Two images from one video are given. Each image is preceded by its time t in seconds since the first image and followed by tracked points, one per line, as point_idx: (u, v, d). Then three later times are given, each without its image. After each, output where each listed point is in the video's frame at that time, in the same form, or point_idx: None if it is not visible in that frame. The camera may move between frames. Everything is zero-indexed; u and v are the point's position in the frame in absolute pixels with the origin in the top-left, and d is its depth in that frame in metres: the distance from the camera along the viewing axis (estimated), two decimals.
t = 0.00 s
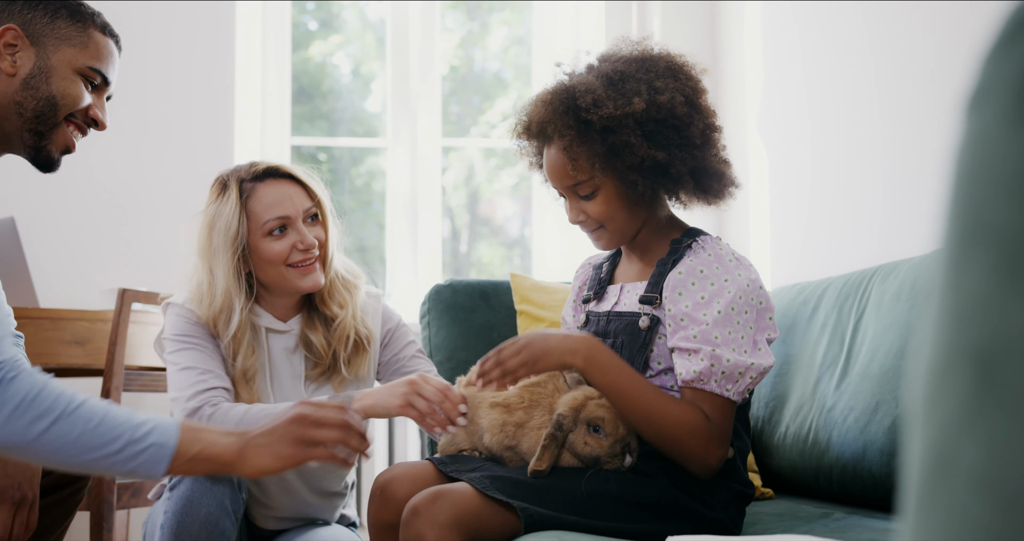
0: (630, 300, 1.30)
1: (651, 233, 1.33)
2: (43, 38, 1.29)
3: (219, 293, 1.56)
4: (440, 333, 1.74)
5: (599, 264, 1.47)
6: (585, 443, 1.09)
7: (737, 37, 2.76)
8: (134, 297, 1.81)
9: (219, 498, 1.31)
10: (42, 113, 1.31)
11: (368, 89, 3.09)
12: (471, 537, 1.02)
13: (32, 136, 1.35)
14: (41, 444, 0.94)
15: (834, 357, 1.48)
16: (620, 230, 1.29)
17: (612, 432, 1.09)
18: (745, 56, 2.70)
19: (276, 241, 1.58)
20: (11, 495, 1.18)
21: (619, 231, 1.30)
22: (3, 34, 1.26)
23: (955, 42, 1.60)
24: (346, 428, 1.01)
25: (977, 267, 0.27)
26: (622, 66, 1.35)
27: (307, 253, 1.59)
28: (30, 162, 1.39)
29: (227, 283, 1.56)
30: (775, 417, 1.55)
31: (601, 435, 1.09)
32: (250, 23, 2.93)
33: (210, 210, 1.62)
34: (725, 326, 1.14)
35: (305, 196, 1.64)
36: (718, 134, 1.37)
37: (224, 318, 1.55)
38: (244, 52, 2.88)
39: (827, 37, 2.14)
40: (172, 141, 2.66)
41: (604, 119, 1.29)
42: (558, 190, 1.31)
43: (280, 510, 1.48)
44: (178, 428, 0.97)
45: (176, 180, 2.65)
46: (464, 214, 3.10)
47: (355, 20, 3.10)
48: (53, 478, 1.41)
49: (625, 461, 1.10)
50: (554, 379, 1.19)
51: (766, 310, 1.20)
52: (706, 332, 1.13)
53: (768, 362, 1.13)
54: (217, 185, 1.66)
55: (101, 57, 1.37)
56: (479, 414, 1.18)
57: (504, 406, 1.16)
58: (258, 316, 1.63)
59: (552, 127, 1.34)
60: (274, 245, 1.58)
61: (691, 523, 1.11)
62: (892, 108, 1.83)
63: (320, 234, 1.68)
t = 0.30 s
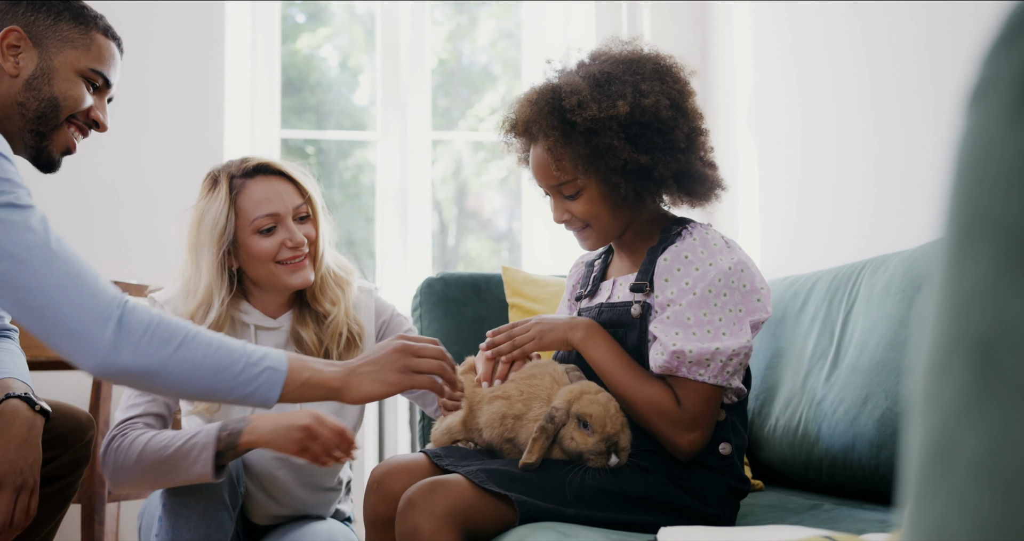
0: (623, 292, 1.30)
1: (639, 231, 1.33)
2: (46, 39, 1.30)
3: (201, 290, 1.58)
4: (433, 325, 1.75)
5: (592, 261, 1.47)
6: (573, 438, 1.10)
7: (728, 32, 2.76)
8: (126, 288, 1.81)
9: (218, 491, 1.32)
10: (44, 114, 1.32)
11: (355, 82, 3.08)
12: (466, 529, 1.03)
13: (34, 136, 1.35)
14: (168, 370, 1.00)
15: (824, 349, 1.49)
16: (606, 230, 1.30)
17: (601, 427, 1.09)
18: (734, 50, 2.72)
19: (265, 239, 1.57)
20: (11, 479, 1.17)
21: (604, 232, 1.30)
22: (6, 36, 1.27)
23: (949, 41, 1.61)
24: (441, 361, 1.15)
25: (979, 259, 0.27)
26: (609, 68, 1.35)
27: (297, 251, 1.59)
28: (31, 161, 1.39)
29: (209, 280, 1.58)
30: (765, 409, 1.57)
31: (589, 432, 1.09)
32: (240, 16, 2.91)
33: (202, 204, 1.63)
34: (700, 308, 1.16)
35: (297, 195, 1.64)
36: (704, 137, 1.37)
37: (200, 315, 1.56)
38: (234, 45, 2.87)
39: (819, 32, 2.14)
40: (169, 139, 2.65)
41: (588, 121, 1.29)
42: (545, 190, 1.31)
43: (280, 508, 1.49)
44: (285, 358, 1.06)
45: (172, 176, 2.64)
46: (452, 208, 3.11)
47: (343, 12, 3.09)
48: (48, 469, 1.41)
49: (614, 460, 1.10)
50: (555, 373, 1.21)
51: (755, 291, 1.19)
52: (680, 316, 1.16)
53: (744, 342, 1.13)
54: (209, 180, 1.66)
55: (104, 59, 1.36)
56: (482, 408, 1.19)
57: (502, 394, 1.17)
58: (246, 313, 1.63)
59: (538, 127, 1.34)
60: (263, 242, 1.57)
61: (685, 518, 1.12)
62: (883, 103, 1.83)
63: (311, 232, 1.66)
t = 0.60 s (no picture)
0: (618, 294, 1.31)
1: (630, 235, 1.33)
2: (51, 45, 1.32)
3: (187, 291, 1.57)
4: (425, 321, 1.75)
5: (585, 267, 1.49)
6: (570, 439, 1.10)
7: (716, 28, 2.78)
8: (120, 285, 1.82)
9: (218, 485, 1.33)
10: (49, 118, 1.33)
11: (343, 77, 3.08)
12: (459, 519, 1.03)
13: (39, 141, 1.36)
14: (231, 336, 1.02)
15: (814, 342, 1.50)
16: (596, 238, 1.31)
17: (599, 431, 1.08)
18: (724, 45, 2.73)
19: (250, 244, 1.57)
20: (15, 473, 1.18)
21: (595, 240, 1.31)
22: (12, 42, 1.30)
23: (939, 39, 1.63)
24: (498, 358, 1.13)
25: (974, 253, 0.28)
26: (592, 78, 1.36)
27: (283, 256, 1.59)
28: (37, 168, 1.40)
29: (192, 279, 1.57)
30: (755, 402, 1.58)
31: (587, 435, 1.09)
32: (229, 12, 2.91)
33: (185, 211, 1.62)
34: (685, 301, 1.16)
35: (282, 200, 1.63)
36: (687, 144, 1.37)
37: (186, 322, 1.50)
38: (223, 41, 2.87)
39: (810, 29, 2.15)
40: (165, 136, 2.65)
41: (575, 131, 1.30)
42: (532, 200, 1.33)
43: (282, 506, 1.50)
44: (341, 337, 1.08)
45: (168, 173, 2.63)
46: (441, 203, 3.11)
47: (331, 7, 3.08)
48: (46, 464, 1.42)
49: (608, 468, 1.09)
50: (553, 363, 1.20)
51: (743, 283, 1.19)
52: (664, 308, 1.16)
53: (729, 331, 1.13)
54: (193, 186, 1.65)
55: (107, 65, 1.38)
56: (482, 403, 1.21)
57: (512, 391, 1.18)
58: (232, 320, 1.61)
59: (523, 140, 1.35)
60: (249, 249, 1.57)
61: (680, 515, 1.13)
62: (874, 99, 1.84)
63: (297, 236, 1.65)
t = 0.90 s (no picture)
0: (619, 294, 1.32)
1: (625, 236, 1.33)
2: (63, 54, 1.34)
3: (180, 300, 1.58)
4: (423, 317, 1.75)
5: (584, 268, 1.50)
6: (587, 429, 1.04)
7: (713, 25, 2.78)
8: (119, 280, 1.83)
9: (216, 481, 1.33)
10: (61, 127, 1.35)
11: (339, 72, 3.08)
12: (458, 518, 1.04)
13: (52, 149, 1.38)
14: (271, 330, 1.11)
15: (810, 338, 1.51)
16: (593, 246, 1.32)
17: (618, 422, 1.03)
18: (720, 40, 2.74)
19: (242, 249, 1.58)
20: (19, 460, 1.18)
21: (592, 247, 1.32)
22: (25, 51, 1.32)
23: (933, 36, 1.64)
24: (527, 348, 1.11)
25: (968, 255, 0.29)
26: (574, 86, 1.35)
27: (275, 259, 1.59)
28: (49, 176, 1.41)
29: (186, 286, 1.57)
30: (752, 397, 1.59)
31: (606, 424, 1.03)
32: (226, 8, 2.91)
33: (174, 217, 1.61)
34: (685, 299, 1.17)
35: (270, 202, 1.63)
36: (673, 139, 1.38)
37: (181, 335, 1.46)
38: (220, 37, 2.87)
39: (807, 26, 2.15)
40: (163, 133, 2.65)
41: (564, 142, 1.29)
42: (525, 213, 1.33)
43: (281, 502, 1.50)
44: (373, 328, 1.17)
45: (166, 171, 2.63)
46: (437, 199, 3.11)
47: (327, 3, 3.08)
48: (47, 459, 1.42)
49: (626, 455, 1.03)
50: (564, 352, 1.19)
51: (742, 279, 1.20)
52: (665, 307, 1.17)
53: (729, 328, 1.13)
54: (181, 191, 1.65)
55: (119, 74, 1.40)
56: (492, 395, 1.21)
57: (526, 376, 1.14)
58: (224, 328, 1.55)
59: (512, 154, 1.34)
60: (238, 254, 1.57)
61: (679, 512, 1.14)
62: (870, 95, 1.85)
63: (287, 239, 1.65)
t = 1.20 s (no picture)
0: (607, 292, 1.32)
1: (621, 231, 1.34)
2: (68, 62, 1.34)
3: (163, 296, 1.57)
4: (413, 312, 1.76)
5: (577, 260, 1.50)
6: (598, 434, 1.06)
7: (701, 22, 2.79)
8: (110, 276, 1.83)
9: (199, 476, 1.33)
10: (64, 133, 1.35)
11: (327, 68, 3.07)
12: (449, 510, 1.05)
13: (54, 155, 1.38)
14: (286, 336, 1.14)
15: (798, 333, 1.52)
16: (593, 242, 1.31)
17: (629, 428, 1.05)
18: (708, 36, 2.75)
19: (221, 246, 1.58)
20: (15, 456, 1.18)
21: (592, 243, 1.32)
22: (30, 58, 1.33)
23: (916, 29, 1.65)
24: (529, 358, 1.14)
25: (954, 250, 0.30)
26: (564, 83, 1.35)
27: (255, 255, 1.59)
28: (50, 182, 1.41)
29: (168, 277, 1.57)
30: (740, 392, 1.60)
31: (616, 430, 1.05)
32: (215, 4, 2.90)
33: (155, 215, 1.61)
34: (678, 301, 1.18)
35: (250, 200, 1.63)
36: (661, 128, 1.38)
37: (161, 333, 1.45)
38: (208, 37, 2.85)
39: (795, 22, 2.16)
40: (154, 129, 2.64)
41: (567, 137, 1.28)
42: (524, 215, 1.31)
43: (269, 496, 1.50)
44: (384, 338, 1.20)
45: (156, 170, 2.62)
46: (425, 195, 3.11)
47: None
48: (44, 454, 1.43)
49: (637, 462, 1.05)
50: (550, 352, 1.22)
51: (733, 279, 1.21)
52: (658, 310, 1.18)
53: (722, 331, 1.15)
54: (160, 191, 1.64)
55: (122, 82, 1.40)
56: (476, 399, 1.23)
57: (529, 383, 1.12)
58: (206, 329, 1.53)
59: (511, 156, 1.32)
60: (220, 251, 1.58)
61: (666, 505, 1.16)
62: (857, 90, 1.87)
63: (268, 236, 1.65)
